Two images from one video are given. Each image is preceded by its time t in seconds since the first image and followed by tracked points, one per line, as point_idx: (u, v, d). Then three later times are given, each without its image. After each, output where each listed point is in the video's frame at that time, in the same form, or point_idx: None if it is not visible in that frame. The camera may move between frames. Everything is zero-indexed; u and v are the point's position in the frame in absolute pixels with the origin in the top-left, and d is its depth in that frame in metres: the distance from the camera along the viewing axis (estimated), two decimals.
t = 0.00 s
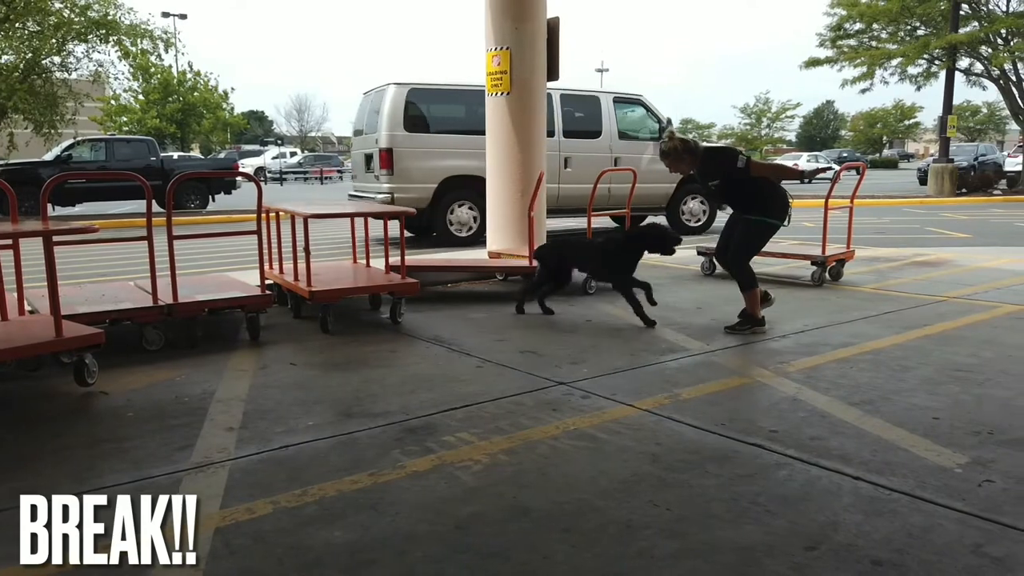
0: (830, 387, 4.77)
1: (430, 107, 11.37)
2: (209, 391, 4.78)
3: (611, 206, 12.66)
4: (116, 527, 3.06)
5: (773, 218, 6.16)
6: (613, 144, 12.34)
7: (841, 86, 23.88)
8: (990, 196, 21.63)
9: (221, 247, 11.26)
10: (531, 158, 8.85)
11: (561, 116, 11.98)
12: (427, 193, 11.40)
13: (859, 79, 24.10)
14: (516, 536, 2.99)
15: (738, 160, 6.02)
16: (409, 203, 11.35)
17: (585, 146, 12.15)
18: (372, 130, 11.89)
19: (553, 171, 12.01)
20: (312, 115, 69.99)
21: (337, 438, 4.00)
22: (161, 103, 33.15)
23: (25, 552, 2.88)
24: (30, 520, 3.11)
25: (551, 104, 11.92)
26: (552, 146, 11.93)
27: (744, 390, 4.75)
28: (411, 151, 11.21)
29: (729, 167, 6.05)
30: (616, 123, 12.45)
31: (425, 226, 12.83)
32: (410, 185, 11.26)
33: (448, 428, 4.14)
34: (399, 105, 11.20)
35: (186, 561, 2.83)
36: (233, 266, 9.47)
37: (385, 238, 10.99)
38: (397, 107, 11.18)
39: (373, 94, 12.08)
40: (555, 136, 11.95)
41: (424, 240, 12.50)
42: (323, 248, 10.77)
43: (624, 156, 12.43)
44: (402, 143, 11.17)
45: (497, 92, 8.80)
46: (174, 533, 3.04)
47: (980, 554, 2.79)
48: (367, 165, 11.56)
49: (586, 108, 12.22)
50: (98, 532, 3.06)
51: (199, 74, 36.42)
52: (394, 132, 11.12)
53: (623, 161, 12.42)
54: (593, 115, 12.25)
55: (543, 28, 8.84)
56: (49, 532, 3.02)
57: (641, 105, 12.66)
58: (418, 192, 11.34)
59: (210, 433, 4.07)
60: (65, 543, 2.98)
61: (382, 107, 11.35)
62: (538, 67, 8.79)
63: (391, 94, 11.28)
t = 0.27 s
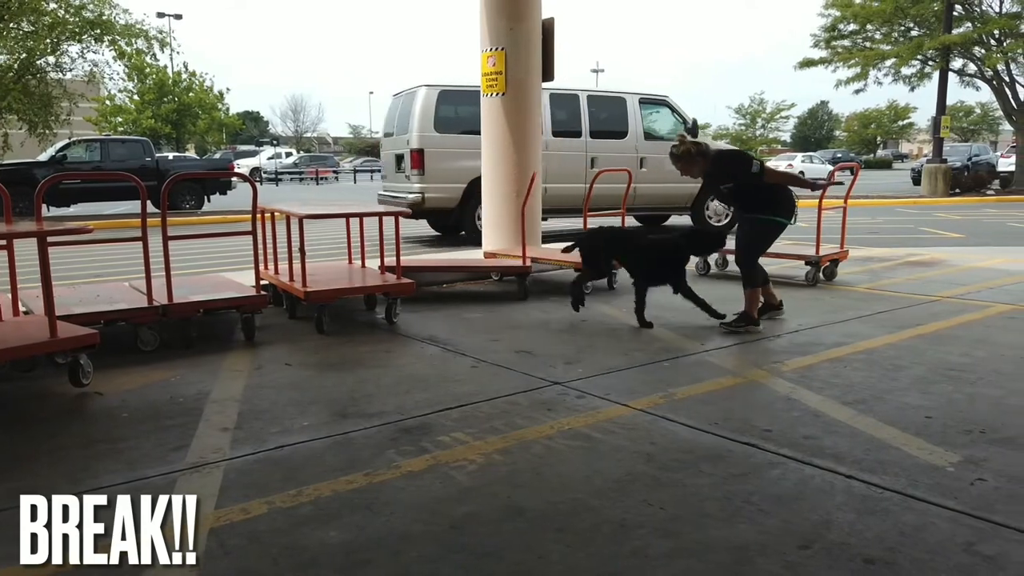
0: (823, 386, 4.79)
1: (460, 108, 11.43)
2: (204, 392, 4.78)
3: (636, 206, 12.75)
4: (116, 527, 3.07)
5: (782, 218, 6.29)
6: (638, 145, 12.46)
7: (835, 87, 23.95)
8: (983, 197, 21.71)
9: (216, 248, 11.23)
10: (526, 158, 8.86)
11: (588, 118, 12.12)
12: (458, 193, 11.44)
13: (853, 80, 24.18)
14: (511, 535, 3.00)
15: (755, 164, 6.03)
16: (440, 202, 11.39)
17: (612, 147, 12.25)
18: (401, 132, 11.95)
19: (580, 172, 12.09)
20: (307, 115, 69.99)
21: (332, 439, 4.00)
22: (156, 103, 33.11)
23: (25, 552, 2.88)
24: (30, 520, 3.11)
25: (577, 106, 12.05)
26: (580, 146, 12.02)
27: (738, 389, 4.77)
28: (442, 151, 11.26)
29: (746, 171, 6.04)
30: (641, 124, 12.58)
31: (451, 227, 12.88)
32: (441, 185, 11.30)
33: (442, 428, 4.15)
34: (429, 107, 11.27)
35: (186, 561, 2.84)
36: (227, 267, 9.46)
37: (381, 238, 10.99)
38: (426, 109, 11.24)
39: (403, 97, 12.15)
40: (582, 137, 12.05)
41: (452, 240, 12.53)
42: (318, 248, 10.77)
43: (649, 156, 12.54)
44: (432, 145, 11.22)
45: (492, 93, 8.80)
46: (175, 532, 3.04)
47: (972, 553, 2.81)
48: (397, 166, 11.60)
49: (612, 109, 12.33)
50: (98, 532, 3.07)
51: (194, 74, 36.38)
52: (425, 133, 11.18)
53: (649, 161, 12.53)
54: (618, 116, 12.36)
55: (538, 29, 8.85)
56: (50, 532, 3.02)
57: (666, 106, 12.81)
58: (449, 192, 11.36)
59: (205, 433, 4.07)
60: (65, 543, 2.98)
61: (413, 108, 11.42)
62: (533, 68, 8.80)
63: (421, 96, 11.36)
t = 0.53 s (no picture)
0: (817, 386, 4.81)
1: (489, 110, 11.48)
2: (198, 392, 4.77)
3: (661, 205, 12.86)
4: (116, 527, 3.07)
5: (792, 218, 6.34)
6: (663, 144, 12.57)
7: (829, 87, 23.99)
8: (976, 196, 21.79)
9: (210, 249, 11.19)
10: (521, 158, 8.86)
11: (615, 118, 12.21)
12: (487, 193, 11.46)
13: (847, 81, 24.23)
14: (505, 535, 3.01)
15: (757, 177, 6.01)
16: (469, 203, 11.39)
17: (637, 147, 12.36)
18: (429, 132, 11.94)
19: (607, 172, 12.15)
20: (302, 115, 69.90)
21: (327, 439, 4.00)
22: (150, 104, 33.02)
23: (25, 552, 2.88)
24: (30, 520, 3.11)
25: (603, 106, 12.14)
26: (606, 147, 12.10)
27: (732, 389, 4.79)
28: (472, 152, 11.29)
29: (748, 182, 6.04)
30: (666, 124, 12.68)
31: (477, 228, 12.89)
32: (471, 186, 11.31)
33: (437, 428, 4.16)
34: (458, 108, 11.28)
35: (186, 561, 2.84)
36: (222, 267, 9.44)
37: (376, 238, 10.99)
38: (456, 110, 11.25)
39: (432, 98, 12.15)
40: (608, 137, 12.13)
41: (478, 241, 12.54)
42: (313, 249, 10.75)
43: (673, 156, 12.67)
44: (462, 145, 11.25)
45: (486, 93, 8.81)
46: (175, 532, 3.05)
47: (964, 551, 2.82)
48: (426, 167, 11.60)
49: (638, 109, 12.43)
50: (98, 532, 3.07)
51: (188, 74, 36.27)
52: (455, 133, 11.19)
53: (673, 161, 12.63)
54: (643, 116, 12.44)
55: (533, 29, 8.87)
56: (50, 532, 3.02)
57: (691, 106, 12.91)
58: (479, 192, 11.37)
59: (200, 434, 4.06)
60: (66, 543, 2.98)
61: (443, 109, 11.43)
62: (528, 68, 8.81)
63: (451, 97, 11.37)
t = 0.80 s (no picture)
0: (809, 385, 4.83)
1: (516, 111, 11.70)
2: (192, 393, 4.76)
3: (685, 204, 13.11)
4: (116, 527, 3.07)
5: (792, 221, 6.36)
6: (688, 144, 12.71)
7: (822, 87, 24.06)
8: (968, 197, 21.89)
9: (204, 249, 11.16)
10: (515, 158, 8.86)
11: (639, 119, 12.41)
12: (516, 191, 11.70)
13: (840, 81, 24.32)
14: (499, 535, 3.01)
15: (749, 191, 5.97)
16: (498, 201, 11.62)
17: (661, 146, 12.56)
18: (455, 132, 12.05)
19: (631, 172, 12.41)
20: (296, 115, 69.80)
21: (320, 439, 4.00)
22: (143, 104, 32.94)
23: (25, 552, 2.89)
24: (30, 520, 3.11)
25: (627, 107, 12.38)
26: (631, 146, 12.36)
27: (725, 388, 4.81)
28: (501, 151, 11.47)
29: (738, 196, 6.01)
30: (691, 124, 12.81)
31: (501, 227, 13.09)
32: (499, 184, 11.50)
33: (431, 428, 4.16)
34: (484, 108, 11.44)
35: (186, 561, 2.84)
36: (215, 268, 9.42)
37: (370, 238, 10.98)
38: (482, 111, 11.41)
39: (458, 98, 12.26)
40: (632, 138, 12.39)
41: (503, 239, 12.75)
42: (307, 249, 10.74)
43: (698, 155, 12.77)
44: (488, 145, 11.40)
45: (480, 94, 8.81)
46: (175, 533, 3.05)
47: (954, 549, 2.84)
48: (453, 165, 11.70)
49: (662, 110, 12.61)
50: (98, 532, 3.07)
51: (181, 75, 36.18)
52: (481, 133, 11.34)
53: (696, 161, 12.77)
54: (666, 117, 12.64)
55: (527, 30, 8.87)
56: (49, 532, 3.02)
57: (714, 106, 12.98)
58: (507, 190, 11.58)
59: (194, 435, 4.06)
60: (65, 542, 2.98)
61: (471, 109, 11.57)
62: (522, 69, 8.81)
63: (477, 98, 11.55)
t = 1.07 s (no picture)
0: (801, 384, 4.85)
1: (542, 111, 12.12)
2: (184, 394, 4.75)
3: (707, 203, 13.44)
4: (116, 527, 3.08)
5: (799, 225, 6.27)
6: (709, 144, 12.98)
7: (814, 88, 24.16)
8: (959, 197, 22.02)
9: (196, 249, 11.13)
10: (508, 158, 8.87)
11: (662, 120, 12.74)
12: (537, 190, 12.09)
13: (831, 82, 24.42)
14: (492, 535, 3.02)
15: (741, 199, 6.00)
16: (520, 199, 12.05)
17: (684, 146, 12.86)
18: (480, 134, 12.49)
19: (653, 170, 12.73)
20: (289, 115, 69.69)
21: (313, 440, 4.00)
22: (136, 104, 32.84)
23: (25, 552, 2.89)
24: (30, 520, 3.11)
25: (651, 107, 12.69)
26: (653, 146, 12.69)
27: (718, 387, 4.82)
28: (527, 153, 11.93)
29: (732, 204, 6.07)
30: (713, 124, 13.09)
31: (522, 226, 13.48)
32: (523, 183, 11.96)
33: (424, 429, 4.16)
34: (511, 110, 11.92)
35: (187, 561, 2.84)
36: (207, 268, 9.39)
37: (363, 239, 10.98)
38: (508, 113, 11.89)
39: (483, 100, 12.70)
40: (655, 137, 12.72)
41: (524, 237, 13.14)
42: (300, 250, 10.73)
43: (719, 155, 13.02)
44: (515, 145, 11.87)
45: (473, 94, 8.82)
46: (175, 533, 3.05)
47: (943, 547, 2.86)
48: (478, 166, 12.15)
49: (685, 111, 12.90)
50: (98, 532, 3.07)
51: (173, 74, 36.09)
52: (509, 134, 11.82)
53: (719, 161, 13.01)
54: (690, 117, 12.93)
55: (520, 30, 8.88)
56: (50, 532, 3.03)
57: (737, 107, 13.29)
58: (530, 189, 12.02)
59: (187, 436, 4.05)
60: (66, 542, 2.99)
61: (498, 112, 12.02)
62: (514, 69, 8.82)
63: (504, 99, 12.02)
